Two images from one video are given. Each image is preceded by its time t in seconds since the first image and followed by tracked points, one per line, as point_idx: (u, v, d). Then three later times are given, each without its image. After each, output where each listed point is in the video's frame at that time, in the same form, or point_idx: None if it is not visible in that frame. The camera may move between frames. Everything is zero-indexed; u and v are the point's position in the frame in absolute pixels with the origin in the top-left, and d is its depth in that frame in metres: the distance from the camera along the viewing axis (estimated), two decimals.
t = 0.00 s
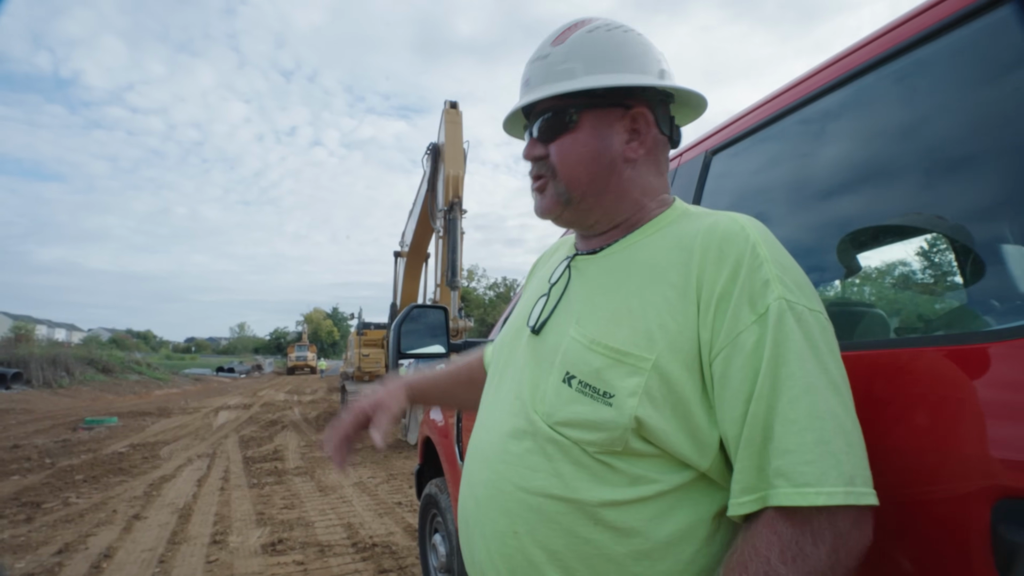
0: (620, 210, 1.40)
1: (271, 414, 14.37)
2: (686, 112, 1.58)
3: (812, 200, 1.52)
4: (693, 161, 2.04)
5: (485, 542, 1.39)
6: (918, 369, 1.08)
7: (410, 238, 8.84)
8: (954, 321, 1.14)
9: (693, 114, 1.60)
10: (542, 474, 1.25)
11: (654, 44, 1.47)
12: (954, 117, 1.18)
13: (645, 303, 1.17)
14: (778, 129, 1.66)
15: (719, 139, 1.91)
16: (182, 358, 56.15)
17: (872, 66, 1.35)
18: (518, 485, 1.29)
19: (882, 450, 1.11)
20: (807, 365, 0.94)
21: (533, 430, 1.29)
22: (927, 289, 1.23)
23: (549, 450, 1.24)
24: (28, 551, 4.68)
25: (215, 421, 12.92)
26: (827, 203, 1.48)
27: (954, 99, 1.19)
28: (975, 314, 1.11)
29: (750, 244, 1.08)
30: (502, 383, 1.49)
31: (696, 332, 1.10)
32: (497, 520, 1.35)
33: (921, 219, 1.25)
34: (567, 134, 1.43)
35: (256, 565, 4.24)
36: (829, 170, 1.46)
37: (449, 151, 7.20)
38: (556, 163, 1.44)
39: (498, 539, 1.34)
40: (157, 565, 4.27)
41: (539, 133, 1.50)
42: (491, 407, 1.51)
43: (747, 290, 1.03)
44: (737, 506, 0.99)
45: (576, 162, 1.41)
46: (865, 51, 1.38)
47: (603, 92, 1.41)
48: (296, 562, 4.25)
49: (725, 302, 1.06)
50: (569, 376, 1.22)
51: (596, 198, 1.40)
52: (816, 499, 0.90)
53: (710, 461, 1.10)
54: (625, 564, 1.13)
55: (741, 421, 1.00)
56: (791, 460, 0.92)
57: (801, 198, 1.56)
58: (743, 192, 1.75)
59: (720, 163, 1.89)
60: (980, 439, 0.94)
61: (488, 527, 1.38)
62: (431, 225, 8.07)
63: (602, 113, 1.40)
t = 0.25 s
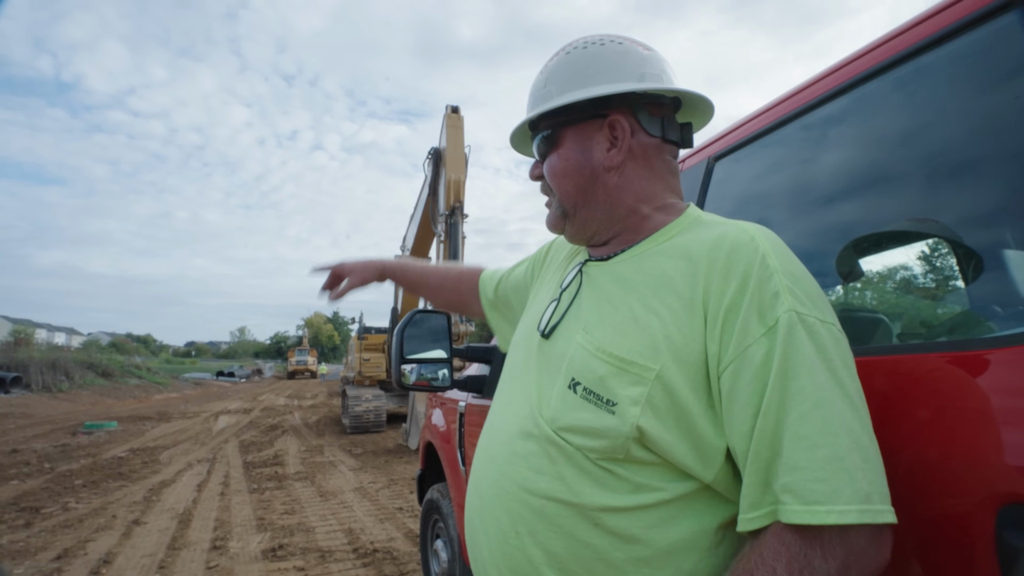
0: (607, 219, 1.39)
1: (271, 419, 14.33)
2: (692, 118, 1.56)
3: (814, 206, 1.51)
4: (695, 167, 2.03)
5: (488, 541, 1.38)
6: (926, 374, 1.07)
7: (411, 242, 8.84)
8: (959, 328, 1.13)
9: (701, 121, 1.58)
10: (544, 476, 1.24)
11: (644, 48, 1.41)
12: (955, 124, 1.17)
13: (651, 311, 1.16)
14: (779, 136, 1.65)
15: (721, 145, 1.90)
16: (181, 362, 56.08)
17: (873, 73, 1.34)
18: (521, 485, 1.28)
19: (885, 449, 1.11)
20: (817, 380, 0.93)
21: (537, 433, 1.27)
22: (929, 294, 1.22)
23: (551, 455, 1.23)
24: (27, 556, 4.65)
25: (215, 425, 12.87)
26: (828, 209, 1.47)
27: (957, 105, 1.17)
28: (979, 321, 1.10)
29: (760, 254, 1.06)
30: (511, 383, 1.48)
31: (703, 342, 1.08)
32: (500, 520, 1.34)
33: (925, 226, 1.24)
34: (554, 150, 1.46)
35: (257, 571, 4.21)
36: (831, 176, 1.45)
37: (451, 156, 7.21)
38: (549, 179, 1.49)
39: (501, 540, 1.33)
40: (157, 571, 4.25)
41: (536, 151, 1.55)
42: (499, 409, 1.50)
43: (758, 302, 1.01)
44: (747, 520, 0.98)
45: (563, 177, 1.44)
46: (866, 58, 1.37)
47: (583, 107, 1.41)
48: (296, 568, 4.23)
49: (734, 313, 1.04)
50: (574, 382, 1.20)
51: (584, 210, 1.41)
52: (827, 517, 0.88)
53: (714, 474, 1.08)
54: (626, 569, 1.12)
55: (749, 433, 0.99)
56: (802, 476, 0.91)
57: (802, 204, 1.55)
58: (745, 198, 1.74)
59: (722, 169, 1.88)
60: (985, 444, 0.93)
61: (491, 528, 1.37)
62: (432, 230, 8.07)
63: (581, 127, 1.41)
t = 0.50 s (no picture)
0: (607, 225, 1.39)
1: (270, 422, 14.29)
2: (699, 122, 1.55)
3: (814, 212, 1.51)
4: (696, 173, 2.02)
5: (488, 549, 1.38)
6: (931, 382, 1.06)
7: (411, 246, 8.83)
8: (961, 333, 1.13)
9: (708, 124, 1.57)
10: (543, 486, 1.23)
11: (647, 50, 1.40)
12: (957, 132, 1.17)
13: (653, 321, 1.15)
14: (779, 142, 1.64)
15: (721, 151, 1.89)
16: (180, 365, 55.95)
17: (874, 80, 1.34)
18: (521, 494, 1.27)
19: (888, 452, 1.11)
20: (821, 394, 0.92)
21: (538, 442, 1.27)
22: (930, 299, 1.23)
23: (551, 464, 1.22)
24: (24, 560, 4.63)
25: (214, 429, 12.83)
26: (829, 215, 1.46)
27: (959, 113, 1.17)
28: (981, 326, 1.10)
29: (765, 264, 1.05)
30: (514, 389, 1.48)
31: (705, 353, 1.08)
32: (501, 528, 1.33)
33: (926, 232, 1.24)
34: (556, 156, 1.47)
35: None
36: (832, 182, 1.45)
37: (452, 160, 7.22)
38: (552, 185, 1.50)
39: (501, 548, 1.33)
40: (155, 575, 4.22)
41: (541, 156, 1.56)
42: (502, 415, 1.49)
43: (761, 314, 1.01)
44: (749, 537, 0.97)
45: (565, 183, 1.44)
46: (866, 66, 1.37)
47: (584, 112, 1.42)
48: (295, 572, 4.20)
49: (736, 325, 1.04)
50: (575, 392, 1.20)
51: (586, 216, 1.42)
52: (830, 537, 0.87)
53: (715, 488, 1.07)
54: None
55: (751, 447, 0.98)
56: (804, 494, 0.90)
57: (803, 210, 1.54)
58: (745, 203, 1.73)
59: (722, 175, 1.87)
60: (991, 451, 0.93)
61: (491, 536, 1.37)
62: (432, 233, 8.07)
63: (583, 133, 1.42)
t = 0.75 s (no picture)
0: (616, 226, 1.38)
1: (271, 426, 14.26)
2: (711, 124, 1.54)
3: (816, 216, 1.50)
4: (698, 177, 2.01)
5: (490, 555, 1.37)
6: (937, 389, 1.06)
7: (411, 249, 8.83)
8: (965, 338, 1.13)
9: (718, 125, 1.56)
10: (544, 492, 1.22)
11: (657, 51, 1.40)
12: (959, 135, 1.17)
13: (657, 325, 1.14)
14: (781, 147, 1.64)
15: (722, 156, 1.88)
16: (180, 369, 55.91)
17: (876, 85, 1.33)
18: (522, 500, 1.27)
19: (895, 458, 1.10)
20: (827, 401, 0.91)
21: (539, 447, 1.26)
22: (933, 303, 1.22)
23: (553, 470, 1.21)
24: (23, 564, 4.61)
25: (214, 433, 12.81)
26: (830, 219, 1.45)
27: (961, 117, 1.16)
28: (985, 331, 1.10)
29: (772, 266, 1.04)
30: (518, 393, 1.47)
31: (710, 358, 1.07)
32: (502, 533, 1.33)
33: (929, 236, 1.23)
34: (565, 156, 1.46)
35: None
36: (833, 186, 1.44)
37: (453, 163, 7.22)
38: (560, 185, 1.49)
39: (502, 553, 1.32)
40: None
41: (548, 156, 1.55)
42: (506, 419, 1.48)
43: (768, 318, 1.00)
44: (755, 548, 0.96)
45: (573, 183, 1.44)
46: (867, 70, 1.36)
47: (594, 112, 1.41)
48: None
49: (741, 330, 1.03)
50: (576, 397, 1.19)
51: (593, 216, 1.41)
52: (834, 550, 0.86)
53: (719, 496, 1.06)
54: None
55: (757, 455, 0.97)
56: (810, 504, 0.89)
57: (805, 214, 1.53)
58: (747, 207, 1.73)
59: (724, 179, 1.87)
60: (998, 456, 0.92)
61: (493, 540, 1.36)
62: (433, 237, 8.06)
63: (592, 133, 1.41)
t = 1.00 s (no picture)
0: (631, 226, 1.37)
1: (270, 428, 14.26)
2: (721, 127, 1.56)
3: (818, 219, 1.50)
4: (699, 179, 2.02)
5: (495, 561, 1.37)
6: (944, 392, 1.06)
7: (412, 252, 8.84)
8: (969, 342, 1.13)
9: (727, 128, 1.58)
10: (551, 499, 1.22)
11: (675, 52, 1.41)
12: (963, 137, 1.17)
13: (666, 329, 1.14)
14: (782, 149, 1.64)
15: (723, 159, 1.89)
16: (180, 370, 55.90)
17: (878, 87, 1.34)
18: (528, 506, 1.27)
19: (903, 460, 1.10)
20: (840, 407, 0.91)
21: (546, 452, 1.26)
22: (936, 307, 1.22)
23: (560, 475, 1.21)
24: (23, 566, 4.61)
25: (214, 435, 12.80)
26: (833, 221, 1.45)
27: (965, 119, 1.16)
28: (990, 334, 1.10)
29: (784, 270, 1.04)
30: (523, 397, 1.47)
31: (721, 363, 1.07)
32: (507, 540, 1.33)
33: (933, 238, 1.23)
34: (578, 153, 1.44)
35: None
36: (836, 189, 1.44)
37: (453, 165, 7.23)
38: (570, 182, 1.47)
39: (508, 560, 1.32)
40: None
41: (557, 152, 1.53)
42: (510, 424, 1.48)
43: (780, 323, 1.00)
44: (766, 557, 0.97)
45: (587, 181, 1.42)
46: (870, 73, 1.36)
47: (612, 109, 1.40)
48: None
49: (752, 335, 1.03)
50: (585, 402, 1.19)
51: (609, 216, 1.40)
52: (852, 560, 0.86)
53: (730, 503, 1.06)
54: None
55: (769, 461, 0.97)
56: (823, 512, 0.89)
57: (806, 217, 1.54)
58: (748, 210, 1.73)
59: (725, 182, 1.87)
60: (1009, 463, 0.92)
61: (498, 546, 1.36)
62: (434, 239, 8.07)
63: (608, 130, 1.40)
